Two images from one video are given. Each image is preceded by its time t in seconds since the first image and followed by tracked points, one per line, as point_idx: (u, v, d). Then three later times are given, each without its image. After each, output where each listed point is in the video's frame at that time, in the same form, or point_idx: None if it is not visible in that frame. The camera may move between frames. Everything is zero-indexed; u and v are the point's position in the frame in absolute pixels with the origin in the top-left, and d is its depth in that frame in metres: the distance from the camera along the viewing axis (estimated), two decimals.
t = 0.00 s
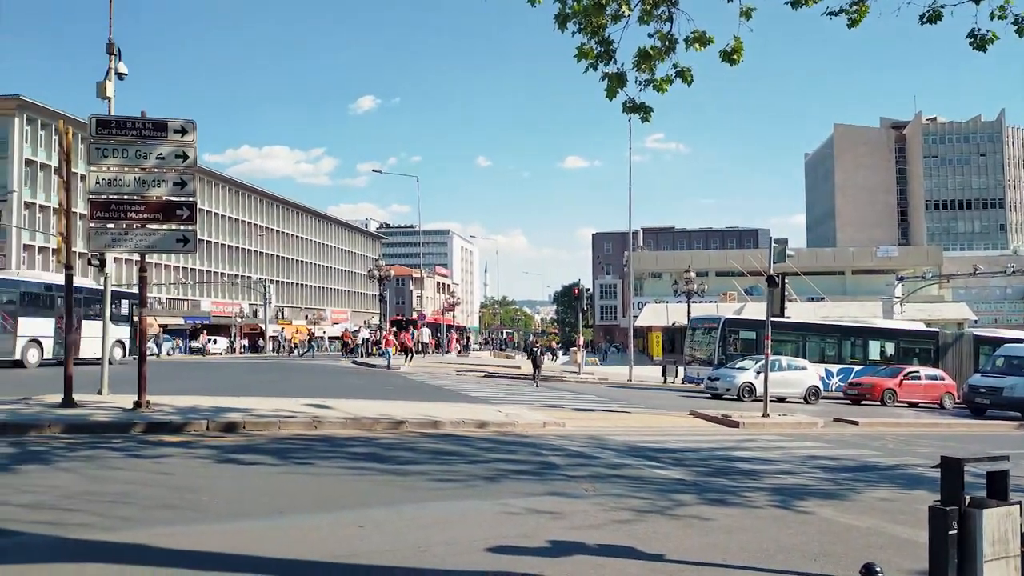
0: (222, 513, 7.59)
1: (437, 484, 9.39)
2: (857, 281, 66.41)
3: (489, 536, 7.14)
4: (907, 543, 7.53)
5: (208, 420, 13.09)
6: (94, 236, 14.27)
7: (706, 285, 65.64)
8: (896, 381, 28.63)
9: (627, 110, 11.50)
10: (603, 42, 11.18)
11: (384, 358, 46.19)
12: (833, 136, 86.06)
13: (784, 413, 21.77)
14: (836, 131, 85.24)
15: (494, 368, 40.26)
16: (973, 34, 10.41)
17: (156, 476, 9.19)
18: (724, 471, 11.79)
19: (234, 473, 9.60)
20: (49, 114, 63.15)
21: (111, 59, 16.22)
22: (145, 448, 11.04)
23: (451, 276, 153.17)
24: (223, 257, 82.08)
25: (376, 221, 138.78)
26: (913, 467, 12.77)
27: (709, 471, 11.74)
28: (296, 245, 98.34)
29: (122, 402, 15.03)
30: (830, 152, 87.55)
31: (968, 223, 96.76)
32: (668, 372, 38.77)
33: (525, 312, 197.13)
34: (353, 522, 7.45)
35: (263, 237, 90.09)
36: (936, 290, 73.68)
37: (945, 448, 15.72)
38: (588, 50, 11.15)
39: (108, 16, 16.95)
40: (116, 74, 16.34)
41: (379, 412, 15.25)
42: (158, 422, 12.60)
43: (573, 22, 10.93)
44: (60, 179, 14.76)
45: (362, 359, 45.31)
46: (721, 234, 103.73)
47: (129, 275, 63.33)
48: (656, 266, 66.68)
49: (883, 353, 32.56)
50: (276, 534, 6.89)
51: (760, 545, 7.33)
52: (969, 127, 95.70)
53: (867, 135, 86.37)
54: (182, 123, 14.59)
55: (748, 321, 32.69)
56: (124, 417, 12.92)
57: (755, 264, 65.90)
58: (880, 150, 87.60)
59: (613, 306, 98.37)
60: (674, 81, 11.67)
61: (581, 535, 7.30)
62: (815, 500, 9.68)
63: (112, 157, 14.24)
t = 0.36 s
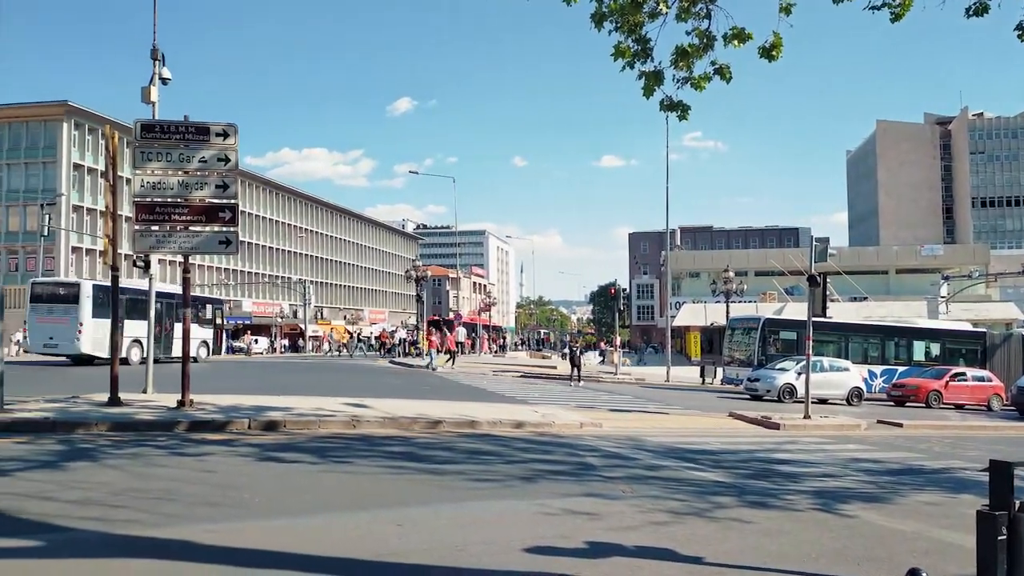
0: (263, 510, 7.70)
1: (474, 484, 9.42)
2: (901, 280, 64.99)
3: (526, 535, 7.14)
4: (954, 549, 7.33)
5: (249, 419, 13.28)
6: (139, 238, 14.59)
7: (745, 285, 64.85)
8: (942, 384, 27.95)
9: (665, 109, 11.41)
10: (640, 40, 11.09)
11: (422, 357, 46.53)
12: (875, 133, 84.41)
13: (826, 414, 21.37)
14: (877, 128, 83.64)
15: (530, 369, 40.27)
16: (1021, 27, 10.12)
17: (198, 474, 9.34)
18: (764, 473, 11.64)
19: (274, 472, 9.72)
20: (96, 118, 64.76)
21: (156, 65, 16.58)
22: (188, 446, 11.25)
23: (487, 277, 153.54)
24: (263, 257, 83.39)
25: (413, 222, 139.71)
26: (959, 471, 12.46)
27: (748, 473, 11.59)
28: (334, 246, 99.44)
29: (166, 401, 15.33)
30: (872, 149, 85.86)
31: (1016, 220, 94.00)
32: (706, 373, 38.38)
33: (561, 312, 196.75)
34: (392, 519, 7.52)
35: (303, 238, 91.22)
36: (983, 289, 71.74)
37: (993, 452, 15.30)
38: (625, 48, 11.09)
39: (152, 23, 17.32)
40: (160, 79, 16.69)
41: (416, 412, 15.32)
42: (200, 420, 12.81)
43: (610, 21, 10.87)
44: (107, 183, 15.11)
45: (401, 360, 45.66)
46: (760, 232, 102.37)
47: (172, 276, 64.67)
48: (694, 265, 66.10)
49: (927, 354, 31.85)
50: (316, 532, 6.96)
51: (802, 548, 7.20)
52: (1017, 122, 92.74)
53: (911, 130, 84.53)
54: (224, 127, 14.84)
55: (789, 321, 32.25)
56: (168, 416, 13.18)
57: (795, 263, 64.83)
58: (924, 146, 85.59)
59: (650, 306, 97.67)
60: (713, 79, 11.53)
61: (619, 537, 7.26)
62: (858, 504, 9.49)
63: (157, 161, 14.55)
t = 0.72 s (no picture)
0: (304, 508, 7.79)
1: (511, 483, 9.42)
2: (946, 279, 63.43)
3: (565, 536, 7.12)
4: (1004, 554, 7.12)
5: (289, 417, 13.47)
6: (182, 239, 14.87)
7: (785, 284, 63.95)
8: (990, 385, 27.23)
9: (703, 106, 11.28)
10: (678, 37, 10.99)
11: (459, 357, 46.75)
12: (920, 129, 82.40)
13: (869, 416, 20.95)
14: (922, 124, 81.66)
15: (567, 368, 40.23)
16: None
17: (240, 471, 9.51)
18: (805, 475, 11.45)
19: (314, 469, 9.84)
20: (140, 122, 66.21)
21: (197, 68, 16.88)
22: (230, 444, 11.45)
23: (523, 276, 153.55)
24: (303, 258, 84.50)
25: (449, 222, 140.34)
26: (1009, 474, 12.12)
27: (789, 474, 11.42)
28: (371, 246, 100.32)
29: (210, 399, 15.62)
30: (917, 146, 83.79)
31: None
32: (745, 373, 37.86)
33: (597, 312, 195.89)
34: (430, 518, 7.55)
35: (341, 239, 92.09)
36: None
37: None
38: (661, 45, 11.00)
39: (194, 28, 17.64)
40: (202, 83, 17.00)
41: (453, 411, 15.39)
42: (242, 418, 13.03)
43: (647, 17, 10.78)
44: (151, 185, 15.41)
45: (435, 360, 45.32)
46: (801, 231, 100.73)
47: (214, 276, 65.87)
48: (733, 264, 65.38)
49: (974, 354, 31.06)
50: (356, 529, 7.03)
51: (844, 552, 7.06)
52: None
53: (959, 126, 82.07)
54: (264, 129, 15.05)
55: (831, 321, 31.73)
56: (211, 414, 13.42)
57: (837, 262, 63.69)
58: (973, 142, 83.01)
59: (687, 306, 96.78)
60: (752, 75, 11.39)
61: (657, 538, 7.21)
62: (903, 506, 9.28)
63: (199, 163, 14.82)
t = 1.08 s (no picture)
0: (341, 506, 7.86)
1: (546, 483, 9.41)
2: (991, 277, 61.80)
3: (600, 536, 7.09)
4: None
5: (326, 416, 13.62)
6: (222, 240, 15.11)
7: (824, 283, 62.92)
8: None
9: (739, 103, 11.17)
10: (713, 34, 10.89)
11: (492, 356, 46.94)
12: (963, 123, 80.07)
13: (911, 417, 20.51)
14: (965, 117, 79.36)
15: (600, 368, 40.14)
16: None
17: (278, 469, 9.63)
18: (845, 477, 11.25)
19: (350, 467, 9.93)
20: (180, 125, 67.49)
21: (235, 72, 17.14)
22: (269, 441, 11.61)
23: (557, 276, 153.35)
24: (338, 258, 85.42)
25: (482, 222, 140.52)
26: None
27: (829, 476, 11.22)
28: (406, 246, 101.00)
29: (249, 397, 15.86)
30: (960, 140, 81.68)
31: None
32: (783, 374, 37.28)
33: (631, 311, 194.86)
34: (465, 517, 7.57)
35: (375, 239, 92.78)
36: None
37: None
38: (697, 42, 10.90)
39: (232, 33, 17.91)
40: (239, 86, 17.26)
41: (488, 410, 15.41)
42: (280, 416, 13.21)
43: (682, 15, 10.70)
44: (191, 187, 15.72)
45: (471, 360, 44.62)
46: (840, 229, 99.04)
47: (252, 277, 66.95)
48: (770, 263, 64.57)
49: (1020, 354, 30.37)
50: (392, 528, 7.06)
51: (885, 557, 6.92)
52: None
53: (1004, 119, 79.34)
54: (301, 131, 15.23)
55: (871, 321, 31.19)
56: (249, 412, 13.63)
57: (877, 260, 62.45)
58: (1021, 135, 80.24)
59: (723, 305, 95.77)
60: (789, 71, 11.24)
61: (694, 540, 7.13)
62: (946, 510, 9.08)
63: (237, 165, 15.04)
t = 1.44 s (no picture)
0: (379, 504, 7.93)
1: (583, 484, 9.38)
2: None
3: (638, 538, 7.03)
4: None
5: (364, 415, 13.74)
6: (263, 241, 15.36)
7: (867, 283, 61.76)
8: None
9: (780, 101, 11.01)
10: (753, 30, 10.75)
11: (528, 356, 47.02)
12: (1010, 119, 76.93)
13: (958, 420, 19.99)
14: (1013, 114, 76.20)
15: (638, 369, 39.93)
16: None
17: (318, 467, 9.77)
18: (889, 480, 11.02)
19: (388, 466, 10.02)
20: (222, 129, 68.74)
21: (276, 76, 17.39)
22: (309, 440, 11.78)
23: (593, 276, 152.75)
24: (377, 259, 86.31)
25: (517, 223, 140.60)
26: None
27: (873, 479, 11.00)
28: (442, 247, 101.56)
29: (289, 396, 16.10)
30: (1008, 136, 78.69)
31: None
32: (825, 375, 36.65)
33: (669, 312, 193.26)
34: (502, 517, 7.58)
35: (413, 240, 93.45)
36: None
37: None
38: (736, 39, 10.77)
39: (273, 37, 18.15)
40: (280, 89, 17.51)
41: (525, 411, 15.41)
42: (320, 415, 13.36)
43: (721, 11, 10.59)
44: (233, 189, 15.98)
45: (508, 360, 45.19)
46: (883, 227, 97.00)
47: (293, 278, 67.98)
48: (811, 262, 63.60)
49: None
50: (431, 527, 7.09)
51: (932, 562, 6.75)
52: None
53: None
54: (339, 134, 15.39)
55: (915, 321, 30.57)
56: (290, 411, 13.83)
57: (922, 259, 61.09)
58: None
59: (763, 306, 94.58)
60: (831, 67, 11.04)
61: (733, 542, 7.05)
62: (996, 515, 8.83)
63: (278, 167, 15.25)
